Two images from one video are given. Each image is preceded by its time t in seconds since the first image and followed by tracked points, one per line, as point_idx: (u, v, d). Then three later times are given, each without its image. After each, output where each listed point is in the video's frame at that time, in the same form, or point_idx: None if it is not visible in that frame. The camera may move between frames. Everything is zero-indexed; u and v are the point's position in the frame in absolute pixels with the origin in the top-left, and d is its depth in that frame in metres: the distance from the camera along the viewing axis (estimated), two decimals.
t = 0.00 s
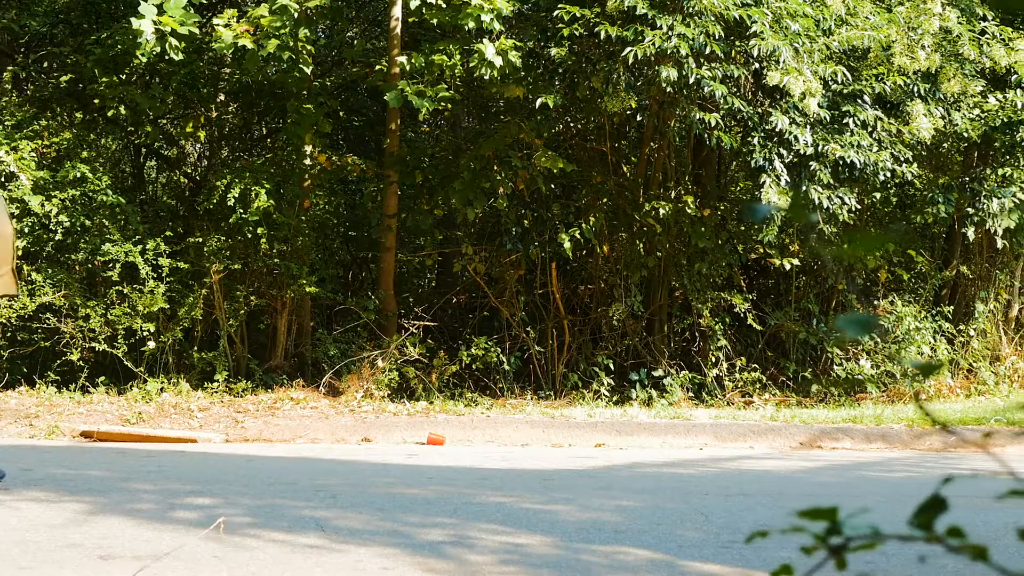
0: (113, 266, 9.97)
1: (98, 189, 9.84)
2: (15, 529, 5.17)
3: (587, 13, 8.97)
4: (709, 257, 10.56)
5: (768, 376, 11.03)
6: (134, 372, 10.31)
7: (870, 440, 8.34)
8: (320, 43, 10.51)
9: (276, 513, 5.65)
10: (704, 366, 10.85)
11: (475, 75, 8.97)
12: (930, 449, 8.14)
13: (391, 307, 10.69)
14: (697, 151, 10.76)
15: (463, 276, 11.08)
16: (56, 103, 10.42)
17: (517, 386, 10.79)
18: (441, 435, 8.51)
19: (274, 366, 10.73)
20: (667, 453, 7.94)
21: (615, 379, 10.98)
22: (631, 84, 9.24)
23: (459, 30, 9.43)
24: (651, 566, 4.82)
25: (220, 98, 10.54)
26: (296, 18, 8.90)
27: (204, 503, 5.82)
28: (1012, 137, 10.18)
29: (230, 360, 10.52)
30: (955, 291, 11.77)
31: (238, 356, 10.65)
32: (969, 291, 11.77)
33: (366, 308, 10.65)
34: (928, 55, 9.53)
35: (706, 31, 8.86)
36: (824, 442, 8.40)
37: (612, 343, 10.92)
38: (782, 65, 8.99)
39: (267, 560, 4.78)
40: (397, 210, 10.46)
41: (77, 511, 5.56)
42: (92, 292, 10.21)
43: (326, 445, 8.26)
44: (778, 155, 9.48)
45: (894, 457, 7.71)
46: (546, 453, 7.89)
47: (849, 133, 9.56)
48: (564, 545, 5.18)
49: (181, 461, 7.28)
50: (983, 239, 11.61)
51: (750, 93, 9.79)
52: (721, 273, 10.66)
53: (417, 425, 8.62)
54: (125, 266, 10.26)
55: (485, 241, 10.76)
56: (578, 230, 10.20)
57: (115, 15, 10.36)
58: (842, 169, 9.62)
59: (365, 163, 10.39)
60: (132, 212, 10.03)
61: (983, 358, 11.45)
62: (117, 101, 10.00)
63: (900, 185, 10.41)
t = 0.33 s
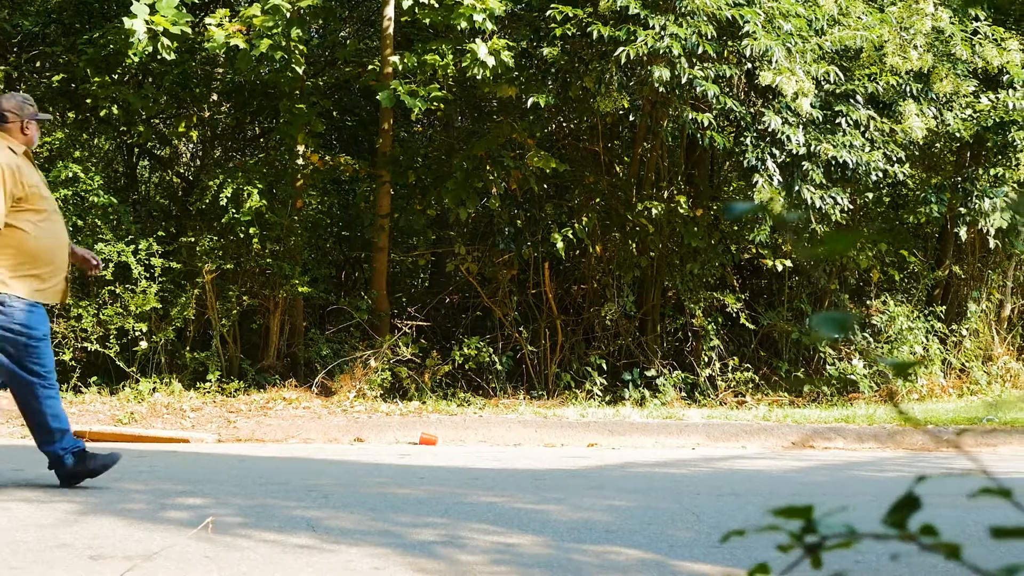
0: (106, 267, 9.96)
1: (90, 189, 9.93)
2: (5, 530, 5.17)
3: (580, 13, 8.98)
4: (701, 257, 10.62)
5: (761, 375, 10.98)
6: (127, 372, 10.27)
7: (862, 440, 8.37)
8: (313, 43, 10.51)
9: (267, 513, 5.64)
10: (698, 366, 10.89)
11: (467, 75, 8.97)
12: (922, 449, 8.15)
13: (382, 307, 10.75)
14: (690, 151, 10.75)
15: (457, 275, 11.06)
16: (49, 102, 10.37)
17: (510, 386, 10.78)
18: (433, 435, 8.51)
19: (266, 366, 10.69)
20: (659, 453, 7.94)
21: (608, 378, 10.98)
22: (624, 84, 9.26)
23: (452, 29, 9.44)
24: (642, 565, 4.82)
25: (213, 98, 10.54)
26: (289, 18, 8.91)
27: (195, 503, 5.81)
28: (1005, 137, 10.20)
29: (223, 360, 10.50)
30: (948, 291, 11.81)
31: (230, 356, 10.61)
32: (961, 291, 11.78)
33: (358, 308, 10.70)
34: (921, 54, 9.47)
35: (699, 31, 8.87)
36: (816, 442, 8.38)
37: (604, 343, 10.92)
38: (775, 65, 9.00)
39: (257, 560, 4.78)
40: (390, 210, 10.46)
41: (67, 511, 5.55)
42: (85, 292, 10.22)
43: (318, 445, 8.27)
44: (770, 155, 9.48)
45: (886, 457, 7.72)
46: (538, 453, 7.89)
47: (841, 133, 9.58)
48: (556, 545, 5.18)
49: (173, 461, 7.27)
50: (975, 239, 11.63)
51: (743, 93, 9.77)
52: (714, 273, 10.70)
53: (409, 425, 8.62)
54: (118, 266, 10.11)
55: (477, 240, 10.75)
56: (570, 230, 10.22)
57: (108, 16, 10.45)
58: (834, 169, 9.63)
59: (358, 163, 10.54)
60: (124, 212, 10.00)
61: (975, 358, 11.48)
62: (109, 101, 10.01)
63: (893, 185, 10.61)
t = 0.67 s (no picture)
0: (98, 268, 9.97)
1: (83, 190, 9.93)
2: None
3: (572, 14, 8.99)
4: (695, 258, 10.63)
5: (752, 376, 11.07)
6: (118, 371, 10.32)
7: (854, 441, 8.38)
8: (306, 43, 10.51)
9: (258, 514, 5.63)
10: (690, 366, 10.86)
11: (460, 75, 8.98)
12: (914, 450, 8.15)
13: (376, 307, 10.70)
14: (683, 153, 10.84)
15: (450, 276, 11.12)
16: (42, 103, 10.36)
17: (503, 387, 10.78)
18: (425, 435, 8.53)
19: (259, 366, 10.71)
20: (651, 453, 7.95)
21: (601, 379, 10.98)
22: (616, 85, 9.26)
23: (444, 30, 9.45)
24: (633, 566, 4.82)
25: (206, 98, 10.54)
26: (281, 18, 8.91)
27: (186, 504, 5.81)
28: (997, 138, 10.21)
29: (215, 360, 10.49)
30: (940, 292, 11.83)
31: (223, 356, 10.61)
32: (954, 292, 11.79)
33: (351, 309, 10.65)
34: (913, 55, 9.56)
35: (691, 31, 8.90)
36: (808, 443, 8.42)
37: (597, 344, 10.93)
38: (767, 66, 9.02)
39: (248, 561, 4.78)
40: (383, 211, 10.48)
41: (58, 511, 5.55)
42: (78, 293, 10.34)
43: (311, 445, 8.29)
44: (763, 156, 9.47)
45: (877, 458, 7.73)
46: (530, 454, 7.90)
47: (834, 133, 9.60)
48: (547, 546, 5.18)
49: (165, 461, 7.27)
50: (968, 240, 11.65)
51: (735, 94, 9.77)
52: (706, 274, 10.71)
53: (402, 426, 8.63)
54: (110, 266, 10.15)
55: (470, 241, 10.76)
56: (563, 231, 10.23)
57: (101, 16, 10.40)
58: (826, 170, 9.64)
59: (351, 163, 10.57)
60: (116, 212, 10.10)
61: (967, 359, 11.48)
62: (102, 101, 10.01)
63: (885, 186, 10.71)
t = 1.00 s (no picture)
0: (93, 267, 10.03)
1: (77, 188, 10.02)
2: None
3: (566, 13, 8.99)
4: (689, 257, 10.65)
5: (747, 375, 11.06)
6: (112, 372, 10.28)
7: (848, 440, 8.38)
8: (300, 42, 10.50)
9: (251, 513, 5.62)
10: (684, 365, 10.91)
11: (454, 74, 8.97)
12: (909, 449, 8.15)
13: (370, 306, 10.72)
14: (678, 151, 10.72)
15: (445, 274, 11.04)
16: (36, 100, 10.37)
17: (497, 385, 10.79)
18: (420, 434, 8.49)
19: (253, 365, 10.70)
20: (645, 452, 7.94)
21: (596, 378, 10.99)
22: (610, 83, 9.25)
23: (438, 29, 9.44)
24: (626, 565, 4.82)
25: (200, 96, 10.51)
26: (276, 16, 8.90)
27: (179, 502, 5.79)
28: (991, 137, 10.23)
29: (209, 359, 10.54)
30: (934, 291, 11.84)
31: (217, 356, 10.65)
32: (948, 291, 11.80)
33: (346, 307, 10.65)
34: (908, 55, 9.56)
35: (685, 30, 8.88)
36: (803, 441, 8.39)
37: (591, 342, 10.94)
38: (761, 65, 9.03)
39: (241, 560, 4.77)
40: (377, 209, 10.45)
41: (50, 510, 5.53)
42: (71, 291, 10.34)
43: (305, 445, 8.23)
44: (757, 155, 9.49)
45: (872, 456, 7.72)
46: (524, 453, 7.88)
47: (828, 132, 9.60)
48: (541, 544, 5.18)
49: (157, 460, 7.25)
50: (962, 238, 11.67)
51: (729, 93, 9.78)
52: (701, 273, 10.74)
53: (396, 424, 8.62)
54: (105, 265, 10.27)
55: (465, 239, 10.73)
56: (557, 230, 10.25)
57: (95, 14, 10.39)
58: (820, 169, 9.66)
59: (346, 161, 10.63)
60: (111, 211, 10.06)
61: (961, 357, 11.50)
62: (95, 99, 9.99)
63: (880, 185, 10.73)
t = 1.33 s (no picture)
0: (86, 268, 10.03)
1: (70, 189, 9.94)
2: None
3: (560, 14, 8.99)
4: (683, 258, 10.65)
5: (741, 376, 11.06)
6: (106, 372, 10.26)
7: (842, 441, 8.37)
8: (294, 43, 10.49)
9: (244, 514, 5.61)
10: (678, 366, 10.89)
11: (448, 75, 8.97)
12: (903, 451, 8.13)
13: (364, 307, 10.70)
14: (672, 152, 10.78)
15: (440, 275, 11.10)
16: (29, 101, 10.47)
17: (491, 386, 10.79)
18: (413, 435, 8.53)
19: (247, 366, 10.70)
20: (640, 453, 7.93)
21: (590, 379, 10.98)
22: (604, 84, 9.23)
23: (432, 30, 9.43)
24: (619, 566, 4.81)
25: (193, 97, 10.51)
26: (270, 16, 8.89)
27: (172, 504, 5.78)
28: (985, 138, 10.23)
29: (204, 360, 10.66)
30: (928, 292, 11.84)
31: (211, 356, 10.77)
32: (942, 292, 11.80)
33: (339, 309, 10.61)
34: (901, 56, 9.60)
35: (679, 32, 8.92)
36: (797, 442, 8.43)
37: (586, 344, 10.93)
38: (755, 66, 9.02)
39: (234, 561, 4.76)
40: (371, 210, 10.44)
41: (44, 512, 5.53)
42: (64, 291, 10.24)
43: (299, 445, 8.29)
44: (751, 156, 9.49)
45: (865, 458, 7.73)
46: (518, 455, 7.88)
47: (822, 133, 9.61)
48: (533, 546, 5.17)
49: (150, 461, 7.23)
50: (956, 240, 11.68)
51: (724, 93, 9.78)
52: (695, 274, 10.77)
53: (389, 425, 8.61)
54: (97, 266, 10.25)
55: (459, 240, 10.73)
56: (551, 231, 10.25)
57: (88, 14, 10.33)
58: (815, 170, 9.68)
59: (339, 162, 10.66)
60: (104, 211, 10.05)
61: (955, 358, 11.50)
62: (88, 100, 10.08)
63: (874, 186, 10.74)
